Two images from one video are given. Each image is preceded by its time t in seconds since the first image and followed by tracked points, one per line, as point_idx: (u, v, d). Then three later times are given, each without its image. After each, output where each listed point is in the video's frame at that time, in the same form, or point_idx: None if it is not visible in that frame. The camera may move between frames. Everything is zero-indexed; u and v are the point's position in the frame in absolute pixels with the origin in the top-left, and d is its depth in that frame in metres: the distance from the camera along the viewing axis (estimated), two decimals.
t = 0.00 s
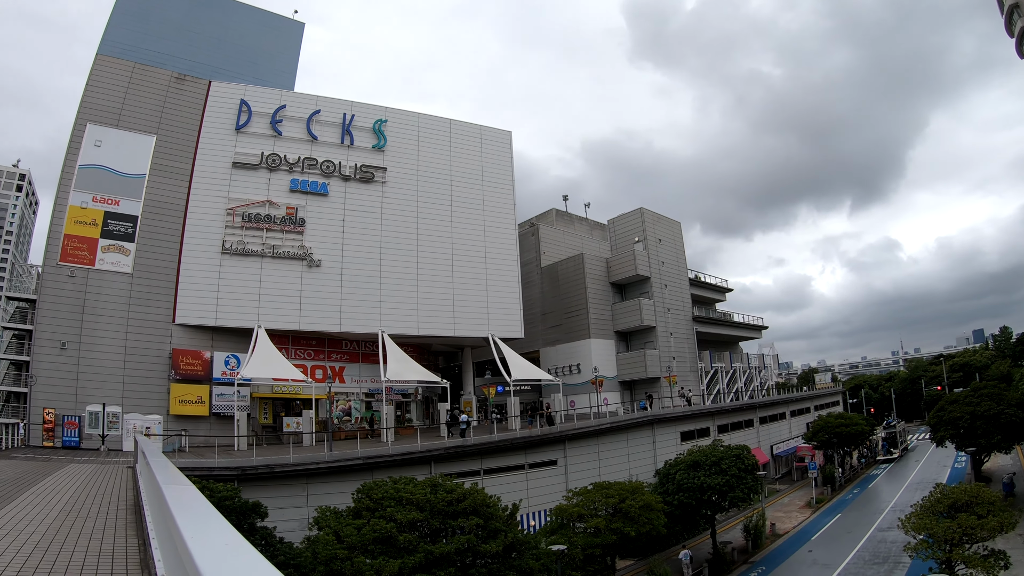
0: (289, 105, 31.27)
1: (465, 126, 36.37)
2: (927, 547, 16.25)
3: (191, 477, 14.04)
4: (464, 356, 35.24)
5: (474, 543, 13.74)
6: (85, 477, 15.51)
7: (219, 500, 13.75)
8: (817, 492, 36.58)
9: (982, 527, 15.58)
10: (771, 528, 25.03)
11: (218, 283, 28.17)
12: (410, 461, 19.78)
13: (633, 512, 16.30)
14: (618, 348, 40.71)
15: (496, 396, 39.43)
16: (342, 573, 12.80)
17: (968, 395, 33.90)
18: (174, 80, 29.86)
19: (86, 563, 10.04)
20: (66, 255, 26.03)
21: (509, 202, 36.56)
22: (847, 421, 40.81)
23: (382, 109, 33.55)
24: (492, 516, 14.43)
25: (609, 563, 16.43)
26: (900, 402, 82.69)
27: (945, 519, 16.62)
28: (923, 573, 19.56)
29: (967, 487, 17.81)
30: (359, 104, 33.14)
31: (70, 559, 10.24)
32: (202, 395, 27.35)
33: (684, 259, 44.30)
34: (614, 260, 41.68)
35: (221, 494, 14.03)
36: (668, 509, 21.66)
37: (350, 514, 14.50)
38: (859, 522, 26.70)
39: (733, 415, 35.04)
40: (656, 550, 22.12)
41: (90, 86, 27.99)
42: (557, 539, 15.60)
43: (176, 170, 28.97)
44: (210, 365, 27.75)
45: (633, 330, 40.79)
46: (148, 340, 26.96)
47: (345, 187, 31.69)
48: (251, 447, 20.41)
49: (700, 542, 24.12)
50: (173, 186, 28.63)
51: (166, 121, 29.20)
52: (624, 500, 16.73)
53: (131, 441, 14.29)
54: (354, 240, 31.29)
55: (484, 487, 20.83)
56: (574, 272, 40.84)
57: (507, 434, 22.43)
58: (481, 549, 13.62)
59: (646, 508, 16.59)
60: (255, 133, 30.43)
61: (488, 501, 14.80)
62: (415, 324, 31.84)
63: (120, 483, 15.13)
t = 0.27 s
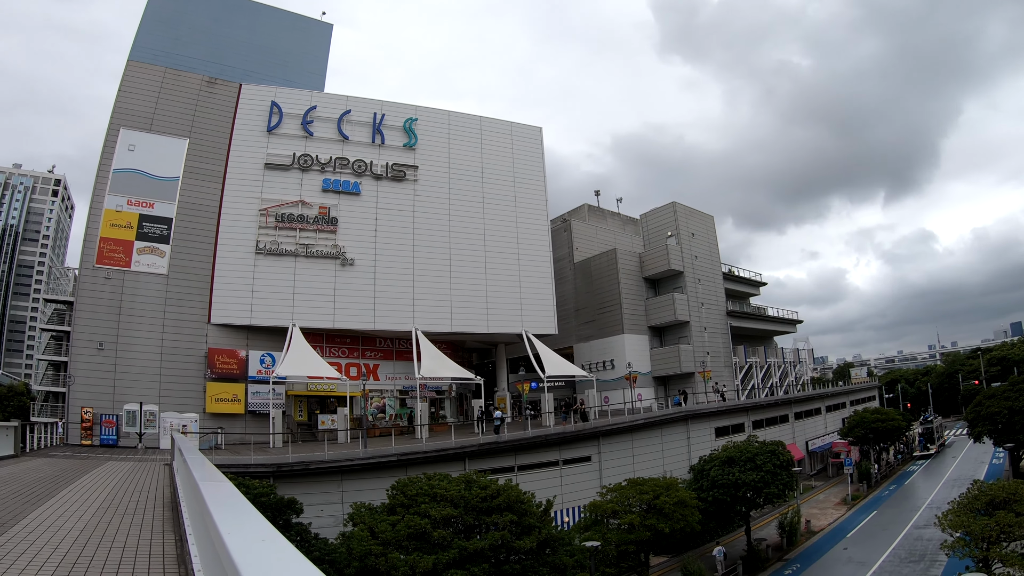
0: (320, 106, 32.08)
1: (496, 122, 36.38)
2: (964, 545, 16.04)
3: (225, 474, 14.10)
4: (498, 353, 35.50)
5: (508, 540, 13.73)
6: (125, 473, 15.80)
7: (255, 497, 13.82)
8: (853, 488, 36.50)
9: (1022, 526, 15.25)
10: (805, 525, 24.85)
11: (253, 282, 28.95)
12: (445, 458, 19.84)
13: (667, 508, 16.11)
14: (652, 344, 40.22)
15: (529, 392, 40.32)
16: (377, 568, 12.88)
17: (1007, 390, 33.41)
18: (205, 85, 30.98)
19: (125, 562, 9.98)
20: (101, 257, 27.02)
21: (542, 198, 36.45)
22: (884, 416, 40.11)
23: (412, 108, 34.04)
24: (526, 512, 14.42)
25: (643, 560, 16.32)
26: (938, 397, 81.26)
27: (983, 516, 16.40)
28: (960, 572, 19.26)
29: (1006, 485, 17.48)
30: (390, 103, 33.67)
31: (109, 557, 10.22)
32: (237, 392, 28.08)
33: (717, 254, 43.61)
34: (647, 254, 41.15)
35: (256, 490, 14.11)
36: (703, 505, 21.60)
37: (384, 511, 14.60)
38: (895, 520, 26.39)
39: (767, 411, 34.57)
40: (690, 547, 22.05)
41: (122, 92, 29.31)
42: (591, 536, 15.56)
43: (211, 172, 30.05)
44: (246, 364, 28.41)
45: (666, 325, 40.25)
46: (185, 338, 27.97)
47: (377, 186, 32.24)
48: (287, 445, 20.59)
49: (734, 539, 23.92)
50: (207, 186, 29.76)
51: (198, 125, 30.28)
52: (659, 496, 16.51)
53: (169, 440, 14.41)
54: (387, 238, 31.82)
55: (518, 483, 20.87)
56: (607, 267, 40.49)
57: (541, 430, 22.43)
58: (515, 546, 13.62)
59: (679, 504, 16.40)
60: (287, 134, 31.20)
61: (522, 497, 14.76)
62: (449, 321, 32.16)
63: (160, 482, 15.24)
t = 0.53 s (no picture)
0: (352, 106, 32.65)
1: (527, 118, 36.37)
2: (1001, 544, 15.76)
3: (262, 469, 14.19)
4: (532, 348, 35.55)
5: (542, 536, 13.76)
6: (159, 471, 15.94)
7: (290, 492, 13.93)
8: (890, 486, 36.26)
9: None
10: (840, 523, 24.63)
11: (287, 280, 29.65)
12: (479, 453, 19.91)
13: (702, 505, 15.94)
14: (686, 339, 39.40)
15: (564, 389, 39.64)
16: (410, 564, 12.96)
17: None
18: (238, 87, 31.67)
19: (163, 557, 10.00)
20: (139, 258, 27.89)
21: (574, 193, 36.38)
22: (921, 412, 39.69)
23: (443, 106, 34.38)
24: (560, 508, 14.45)
25: (677, 558, 16.17)
26: (975, 393, 79.60)
27: (1021, 516, 16.12)
28: (997, 572, 18.99)
29: None
30: (420, 102, 34.08)
31: (144, 552, 10.25)
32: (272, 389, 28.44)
33: (751, 247, 42.56)
34: (681, 248, 40.36)
35: (292, 486, 14.26)
36: (737, 502, 21.56)
37: (418, 506, 14.72)
38: (932, 518, 26.02)
39: (803, 407, 34.14)
40: (724, 544, 21.95)
41: (155, 99, 30.08)
42: (625, 532, 15.56)
43: (245, 172, 30.83)
44: (281, 361, 28.96)
45: (701, 320, 39.39)
46: (220, 335, 28.68)
47: (409, 183, 32.74)
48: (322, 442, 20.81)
49: (768, 536, 23.76)
50: (238, 186, 30.49)
51: (231, 126, 31.00)
52: (693, 493, 16.38)
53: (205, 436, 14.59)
54: (421, 235, 32.28)
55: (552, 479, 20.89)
56: (640, 261, 39.81)
57: (576, 426, 22.41)
58: (548, 542, 13.65)
59: (714, 502, 16.24)
60: (319, 134, 31.81)
61: (556, 493, 14.81)
62: (483, 317, 32.44)
63: (194, 480, 15.32)
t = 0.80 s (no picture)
0: (379, 105, 33.11)
1: (555, 114, 36.40)
2: None
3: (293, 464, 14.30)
4: (563, 345, 35.70)
5: (573, 532, 13.77)
6: (193, 468, 16.15)
7: (322, 489, 14.05)
8: (923, 484, 36.00)
9: None
10: (872, 522, 24.39)
11: (318, 278, 30.35)
12: (509, 450, 19.95)
13: (734, 502, 15.80)
14: (717, 335, 39.10)
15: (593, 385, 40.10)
16: (441, 560, 13.01)
17: None
18: (266, 89, 32.49)
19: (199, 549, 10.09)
20: (171, 258, 28.68)
21: (604, 188, 36.28)
22: (954, 409, 39.32)
23: (470, 104, 34.70)
24: (591, 505, 14.43)
25: (707, 556, 16.14)
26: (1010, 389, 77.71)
27: None
28: None
29: None
30: (449, 99, 34.41)
31: (181, 543, 10.31)
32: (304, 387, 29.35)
33: (782, 241, 41.74)
34: (711, 244, 39.98)
35: (324, 483, 14.38)
36: (769, 499, 21.51)
37: (450, 503, 14.75)
38: (966, 518, 25.64)
39: (836, 403, 33.73)
40: (755, 542, 21.87)
41: (183, 101, 30.79)
42: (655, 529, 15.58)
43: (275, 173, 31.55)
44: (313, 359, 29.75)
45: (731, 316, 38.99)
46: (252, 333, 29.48)
47: (439, 181, 33.18)
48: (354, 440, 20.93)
49: (799, 534, 23.58)
50: (267, 187, 31.15)
51: (259, 128, 31.74)
52: (724, 491, 16.29)
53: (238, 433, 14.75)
54: (451, 232, 32.68)
55: (584, 476, 20.86)
56: (670, 257, 39.62)
57: (606, 422, 22.33)
58: (579, 539, 13.66)
59: (746, 499, 16.09)
60: (347, 134, 32.36)
61: (586, 490, 14.79)
62: (513, 314, 32.66)
63: (228, 477, 15.48)
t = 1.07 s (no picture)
0: (402, 106, 33.61)
1: (577, 113, 36.40)
2: None
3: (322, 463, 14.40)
4: (587, 344, 35.84)
5: (598, 532, 13.75)
6: (220, 468, 16.33)
7: (349, 488, 14.16)
8: (950, 484, 35.70)
9: None
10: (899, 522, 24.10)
11: (343, 279, 30.85)
12: (535, 450, 20.00)
13: (759, 502, 15.69)
14: (742, 333, 38.84)
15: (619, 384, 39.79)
16: (466, 559, 13.04)
17: None
18: (289, 91, 33.05)
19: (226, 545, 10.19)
20: (196, 261, 29.23)
21: (628, 186, 36.21)
22: (981, 407, 38.71)
23: (492, 104, 34.93)
24: (616, 504, 14.39)
25: (732, 555, 16.06)
26: None
27: None
28: None
29: None
30: (471, 100, 34.72)
31: (206, 541, 10.20)
32: (328, 388, 29.67)
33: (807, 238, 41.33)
34: (735, 242, 39.71)
35: (350, 483, 14.52)
36: (794, 498, 21.40)
37: (474, 502, 14.81)
38: (996, 518, 25.23)
39: (862, 401, 33.40)
40: (780, 542, 21.73)
41: (206, 104, 31.28)
42: (680, 529, 15.57)
43: (298, 175, 32.03)
44: (338, 360, 30.15)
45: (756, 314, 38.71)
46: (277, 334, 30.00)
47: (461, 181, 33.46)
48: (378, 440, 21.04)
49: (825, 534, 23.39)
50: (290, 189, 31.71)
51: (282, 131, 32.29)
52: (750, 490, 16.18)
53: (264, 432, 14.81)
54: (474, 232, 32.94)
55: (609, 475, 20.87)
56: (694, 256, 39.44)
57: (631, 421, 22.31)
58: (604, 538, 13.63)
59: (771, 498, 15.98)
60: (371, 136, 32.89)
61: (611, 490, 14.74)
62: (538, 314, 32.77)
63: (252, 478, 15.48)
